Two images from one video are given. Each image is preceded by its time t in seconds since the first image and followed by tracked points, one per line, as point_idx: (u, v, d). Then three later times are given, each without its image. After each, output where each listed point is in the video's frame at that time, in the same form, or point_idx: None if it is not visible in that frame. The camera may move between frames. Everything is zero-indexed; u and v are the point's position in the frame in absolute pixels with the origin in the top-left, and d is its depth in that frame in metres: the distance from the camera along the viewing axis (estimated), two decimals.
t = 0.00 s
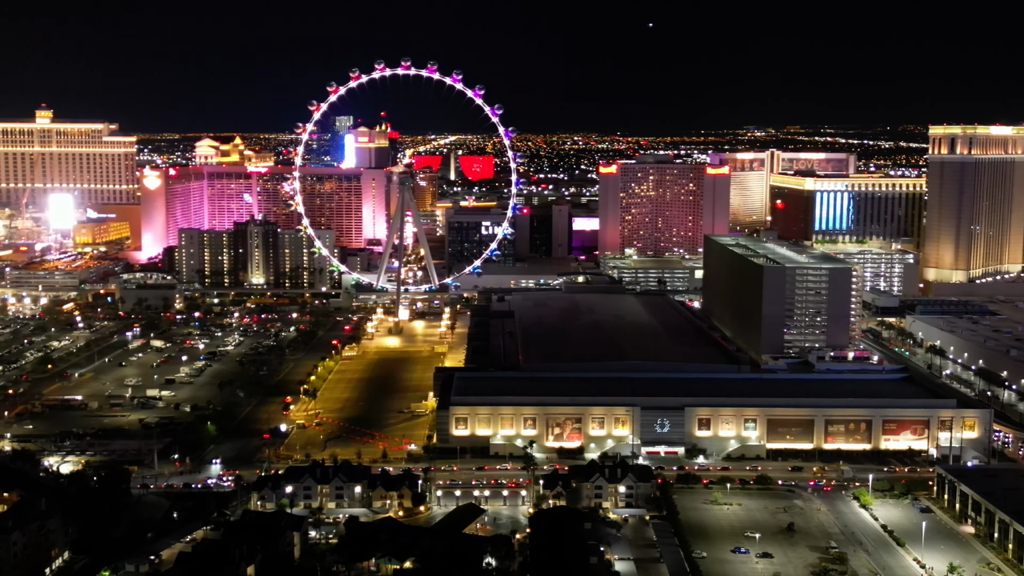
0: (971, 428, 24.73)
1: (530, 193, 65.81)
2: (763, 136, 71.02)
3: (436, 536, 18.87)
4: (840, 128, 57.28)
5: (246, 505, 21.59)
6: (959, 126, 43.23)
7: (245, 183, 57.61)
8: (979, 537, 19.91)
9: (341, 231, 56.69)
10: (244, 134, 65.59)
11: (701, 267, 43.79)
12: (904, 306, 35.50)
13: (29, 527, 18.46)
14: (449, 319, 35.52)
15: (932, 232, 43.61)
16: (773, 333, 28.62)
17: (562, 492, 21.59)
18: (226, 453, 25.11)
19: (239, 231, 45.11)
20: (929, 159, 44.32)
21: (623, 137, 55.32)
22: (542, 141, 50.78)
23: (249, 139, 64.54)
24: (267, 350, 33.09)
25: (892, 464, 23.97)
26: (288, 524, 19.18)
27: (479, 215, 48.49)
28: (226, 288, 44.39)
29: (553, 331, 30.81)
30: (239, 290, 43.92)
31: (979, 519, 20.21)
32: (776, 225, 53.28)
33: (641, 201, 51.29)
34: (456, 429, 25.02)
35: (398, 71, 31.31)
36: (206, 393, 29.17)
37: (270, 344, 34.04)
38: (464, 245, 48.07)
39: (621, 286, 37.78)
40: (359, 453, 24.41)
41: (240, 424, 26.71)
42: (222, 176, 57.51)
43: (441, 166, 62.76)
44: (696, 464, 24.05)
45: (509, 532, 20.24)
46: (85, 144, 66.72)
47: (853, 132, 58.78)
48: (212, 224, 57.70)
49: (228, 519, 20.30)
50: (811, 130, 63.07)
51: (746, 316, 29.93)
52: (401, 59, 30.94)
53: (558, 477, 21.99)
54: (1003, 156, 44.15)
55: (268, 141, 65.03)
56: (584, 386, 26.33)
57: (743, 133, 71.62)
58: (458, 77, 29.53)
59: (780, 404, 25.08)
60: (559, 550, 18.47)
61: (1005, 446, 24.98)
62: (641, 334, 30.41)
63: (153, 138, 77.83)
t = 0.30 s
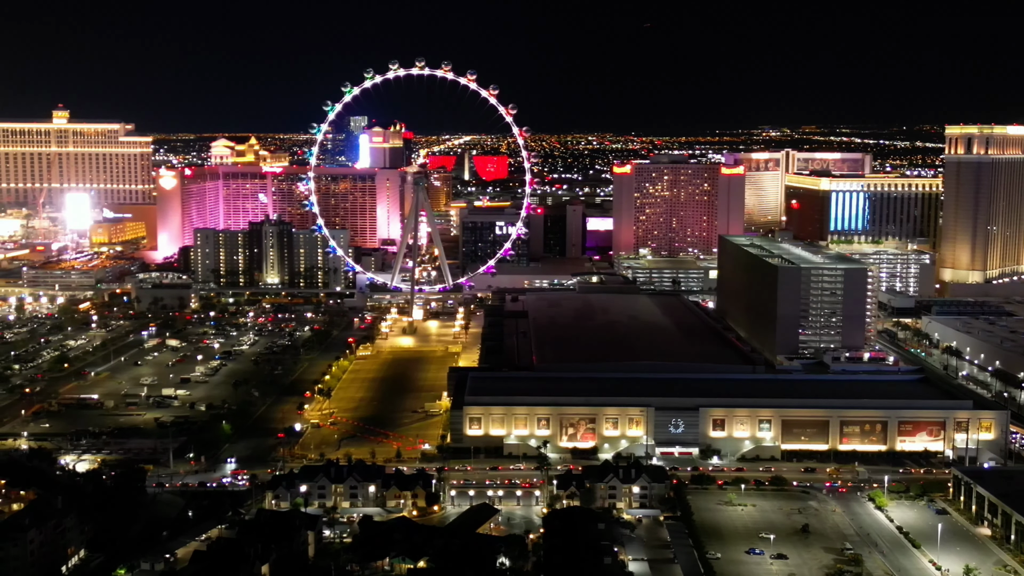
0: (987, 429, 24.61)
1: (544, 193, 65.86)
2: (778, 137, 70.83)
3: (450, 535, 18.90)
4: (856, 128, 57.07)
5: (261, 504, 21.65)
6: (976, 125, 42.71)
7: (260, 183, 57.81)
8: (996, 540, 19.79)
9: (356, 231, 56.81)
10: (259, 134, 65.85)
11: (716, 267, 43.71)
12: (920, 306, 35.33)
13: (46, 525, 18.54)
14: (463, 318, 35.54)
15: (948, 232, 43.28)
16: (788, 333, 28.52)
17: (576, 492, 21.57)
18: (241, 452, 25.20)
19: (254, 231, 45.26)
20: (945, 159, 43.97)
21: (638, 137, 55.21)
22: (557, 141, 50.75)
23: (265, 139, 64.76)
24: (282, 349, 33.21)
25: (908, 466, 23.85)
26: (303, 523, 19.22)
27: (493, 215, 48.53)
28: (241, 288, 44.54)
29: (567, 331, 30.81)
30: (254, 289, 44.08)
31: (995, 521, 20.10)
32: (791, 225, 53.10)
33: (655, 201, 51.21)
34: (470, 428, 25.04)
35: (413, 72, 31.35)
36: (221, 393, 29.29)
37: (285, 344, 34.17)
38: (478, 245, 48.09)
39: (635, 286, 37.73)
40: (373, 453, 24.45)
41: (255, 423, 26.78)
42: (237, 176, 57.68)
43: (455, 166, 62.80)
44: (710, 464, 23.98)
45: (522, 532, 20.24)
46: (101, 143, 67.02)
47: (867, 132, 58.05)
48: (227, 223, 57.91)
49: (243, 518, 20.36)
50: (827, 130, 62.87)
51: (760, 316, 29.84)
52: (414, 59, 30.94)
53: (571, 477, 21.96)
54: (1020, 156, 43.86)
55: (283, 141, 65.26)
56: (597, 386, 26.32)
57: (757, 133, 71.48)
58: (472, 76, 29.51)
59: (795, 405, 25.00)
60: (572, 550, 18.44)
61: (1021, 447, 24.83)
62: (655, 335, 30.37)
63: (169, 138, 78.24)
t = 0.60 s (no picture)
0: (1004, 431, 24.49)
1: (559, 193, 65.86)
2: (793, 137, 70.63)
3: (464, 535, 18.92)
4: (872, 128, 56.84)
5: (275, 503, 21.70)
6: (993, 125, 42.41)
7: (275, 183, 57.99)
8: (1013, 542, 19.67)
9: (370, 230, 56.92)
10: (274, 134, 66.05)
11: (730, 267, 43.61)
12: (937, 307, 35.15)
13: (62, 523, 18.62)
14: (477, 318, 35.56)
15: (964, 232, 43.02)
16: (804, 334, 28.41)
17: (590, 493, 21.54)
18: (256, 451, 25.26)
19: (269, 231, 45.38)
20: (961, 159, 43.72)
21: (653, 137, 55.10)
22: (571, 141, 50.71)
23: (280, 139, 64.95)
24: (296, 349, 33.30)
25: (925, 467, 23.72)
26: (317, 522, 19.26)
27: (507, 215, 48.54)
28: (256, 288, 44.68)
29: (581, 331, 30.81)
30: (269, 289, 44.20)
31: (1012, 523, 19.98)
32: (806, 225, 52.91)
33: (670, 201, 51.11)
34: (484, 428, 25.05)
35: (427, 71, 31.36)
36: (236, 392, 29.39)
37: (300, 343, 34.27)
38: (492, 245, 48.10)
39: (648, 287, 37.68)
40: (387, 452, 24.49)
41: (270, 422, 26.86)
42: (253, 176, 57.87)
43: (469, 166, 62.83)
44: (725, 465, 23.90)
45: (536, 532, 20.23)
46: (116, 144, 67.46)
47: (883, 132, 57.93)
48: (242, 223, 58.11)
49: (257, 517, 20.41)
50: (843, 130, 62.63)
51: (775, 317, 29.73)
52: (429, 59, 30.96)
53: (585, 478, 21.93)
54: None
55: (298, 141, 65.43)
56: (612, 386, 26.28)
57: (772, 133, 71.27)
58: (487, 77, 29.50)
59: (810, 406, 24.91)
60: (586, 550, 18.44)
61: None
62: (669, 335, 30.32)
63: (185, 138, 78.55)
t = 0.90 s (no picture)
0: (1020, 433, 24.37)
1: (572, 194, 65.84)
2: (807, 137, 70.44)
3: (477, 535, 18.94)
4: (888, 128, 56.60)
5: (289, 502, 21.75)
6: (1009, 125, 41.96)
7: (289, 183, 58.17)
8: None
9: (384, 230, 57.01)
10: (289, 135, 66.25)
11: (744, 268, 43.51)
12: (952, 307, 34.96)
13: (77, 521, 18.69)
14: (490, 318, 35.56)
15: (980, 233, 42.85)
16: (818, 335, 28.30)
17: (603, 493, 21.52)
18: (270, 450, 25.33)
19: (284, 231, 45.51)
20: (977, 159, 43.45)
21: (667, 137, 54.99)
22: (585, 141, 50.68)
23: (295, 140, 65.12)
24: (310, 348, 33.37)
25: (939, 469, 23.60)
26: (331, 522, 19.28)
27: (521, 215, 48.55)
28: (270, 287, 44.81)
29: (594, 331, 30.81)
30: (283, 289, 44.33)
31: None
32: (821, 226, 52.73)
33: (683, 201, 51.01)
34: (497, 428, 25.06)
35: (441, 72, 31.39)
36: (251, 391, 29.48)
37: (314, 343, 34.36)
38: (506, 245, 48.12)
39: (662, 287, 37.64)
40: (400, 452, 24.52)
41: (284, 422, 26.93)
42: (267, 176, 58.06)
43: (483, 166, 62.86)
44: (739, 466, 23.83)
45: (549, 532, 20.22)
46: (132, 144, 67.81)
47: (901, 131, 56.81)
48: (257, 223, 58.30)
49: (271, 516, 20.45)
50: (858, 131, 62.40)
51: (790, 318, 29.63)
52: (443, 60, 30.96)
53: (598, 478, 21.90)
54: None
55: (313, 142, 65.60)
56: (624, 386, 26.26)
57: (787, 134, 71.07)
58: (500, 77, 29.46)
59: (824, 407, 24.82)
60: (599, 549, 18.45)
61: None
62: (683, 335, 30.25)
63: (200, 138, 78.88)
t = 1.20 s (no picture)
0: None
1: (586, 194, 65.80)
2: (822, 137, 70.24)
3: (490, 535, 18.94)
4: (903, 128, 56.41)
5: (303, 502, 21.78)
6: None
7: (303, 183, 58.33)
8: None
9: (397, 230, 57.10)
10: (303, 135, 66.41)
11: (758, 268, 43.40)
12: (968, 309, 34.80)
13: (92, 520, 18.75)
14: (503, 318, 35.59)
15: (996, 234, 42.60)
16: (833, 336, 28.20)
17: (615, 493, 21.47)
18: (283, 449, 25.38)
19: (297, 231, 45.63)
20: (993, 159, 43.32)
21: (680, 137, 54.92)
22: (598, 141, 50.63)
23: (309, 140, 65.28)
24: (324, 348, 33.45)
25: (954, 470, 23.49)
26: (344, 521, 19.31)
27: (534, 216, 48.55)
28: (284, 287, 44.93)
29: (607, 331, 30.77)
30: (297, 289, 44.44)
31: None
32: (836, 226, 52.54)
33: (697, 201, 50.90)
34: (509, 428, 25.06)
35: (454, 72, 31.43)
36: (264, 390, 29.57)
37: (328, 343, 34.45)
38: (519, 246, 48.13)
39: (675, 287, 37.58)
40: (413, 451, 24.55)
41: (298, 421, 27.00)
42: (281, 176, 58.23)
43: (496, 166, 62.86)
44: (752, 467, 23.74)
45: (562, 533, 20.21)
46: (147, 144, 68.07)
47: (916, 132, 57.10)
48: (271, 223, 58.48)
49: (285, 515, 20.49)
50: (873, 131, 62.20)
51: (804, 319, 29.53)
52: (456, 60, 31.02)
53: (611, 479, 21.85)
54: None
55: (327, 142, 65.76)
56: (637, 387, 26.22)
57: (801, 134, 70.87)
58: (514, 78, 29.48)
59: (839, 408, 24.72)
60: (613, 549, 18.44)
61: None
62: (696, 336, 30.19)
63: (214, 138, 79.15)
